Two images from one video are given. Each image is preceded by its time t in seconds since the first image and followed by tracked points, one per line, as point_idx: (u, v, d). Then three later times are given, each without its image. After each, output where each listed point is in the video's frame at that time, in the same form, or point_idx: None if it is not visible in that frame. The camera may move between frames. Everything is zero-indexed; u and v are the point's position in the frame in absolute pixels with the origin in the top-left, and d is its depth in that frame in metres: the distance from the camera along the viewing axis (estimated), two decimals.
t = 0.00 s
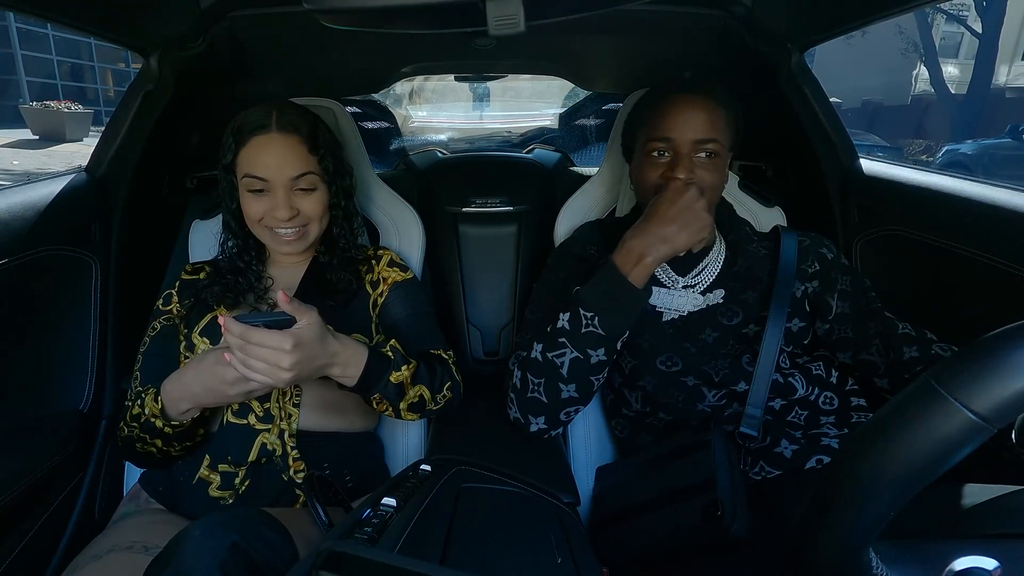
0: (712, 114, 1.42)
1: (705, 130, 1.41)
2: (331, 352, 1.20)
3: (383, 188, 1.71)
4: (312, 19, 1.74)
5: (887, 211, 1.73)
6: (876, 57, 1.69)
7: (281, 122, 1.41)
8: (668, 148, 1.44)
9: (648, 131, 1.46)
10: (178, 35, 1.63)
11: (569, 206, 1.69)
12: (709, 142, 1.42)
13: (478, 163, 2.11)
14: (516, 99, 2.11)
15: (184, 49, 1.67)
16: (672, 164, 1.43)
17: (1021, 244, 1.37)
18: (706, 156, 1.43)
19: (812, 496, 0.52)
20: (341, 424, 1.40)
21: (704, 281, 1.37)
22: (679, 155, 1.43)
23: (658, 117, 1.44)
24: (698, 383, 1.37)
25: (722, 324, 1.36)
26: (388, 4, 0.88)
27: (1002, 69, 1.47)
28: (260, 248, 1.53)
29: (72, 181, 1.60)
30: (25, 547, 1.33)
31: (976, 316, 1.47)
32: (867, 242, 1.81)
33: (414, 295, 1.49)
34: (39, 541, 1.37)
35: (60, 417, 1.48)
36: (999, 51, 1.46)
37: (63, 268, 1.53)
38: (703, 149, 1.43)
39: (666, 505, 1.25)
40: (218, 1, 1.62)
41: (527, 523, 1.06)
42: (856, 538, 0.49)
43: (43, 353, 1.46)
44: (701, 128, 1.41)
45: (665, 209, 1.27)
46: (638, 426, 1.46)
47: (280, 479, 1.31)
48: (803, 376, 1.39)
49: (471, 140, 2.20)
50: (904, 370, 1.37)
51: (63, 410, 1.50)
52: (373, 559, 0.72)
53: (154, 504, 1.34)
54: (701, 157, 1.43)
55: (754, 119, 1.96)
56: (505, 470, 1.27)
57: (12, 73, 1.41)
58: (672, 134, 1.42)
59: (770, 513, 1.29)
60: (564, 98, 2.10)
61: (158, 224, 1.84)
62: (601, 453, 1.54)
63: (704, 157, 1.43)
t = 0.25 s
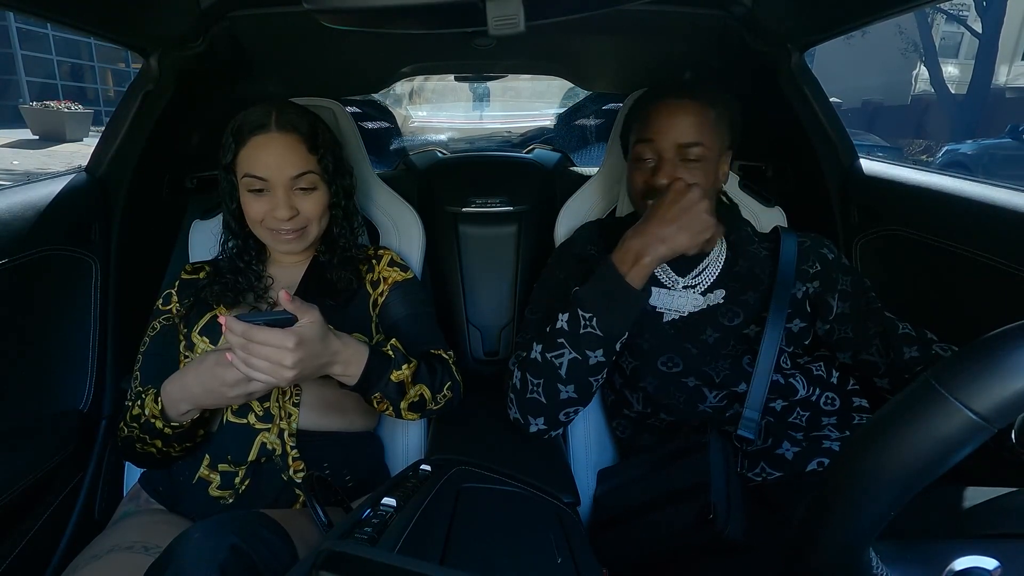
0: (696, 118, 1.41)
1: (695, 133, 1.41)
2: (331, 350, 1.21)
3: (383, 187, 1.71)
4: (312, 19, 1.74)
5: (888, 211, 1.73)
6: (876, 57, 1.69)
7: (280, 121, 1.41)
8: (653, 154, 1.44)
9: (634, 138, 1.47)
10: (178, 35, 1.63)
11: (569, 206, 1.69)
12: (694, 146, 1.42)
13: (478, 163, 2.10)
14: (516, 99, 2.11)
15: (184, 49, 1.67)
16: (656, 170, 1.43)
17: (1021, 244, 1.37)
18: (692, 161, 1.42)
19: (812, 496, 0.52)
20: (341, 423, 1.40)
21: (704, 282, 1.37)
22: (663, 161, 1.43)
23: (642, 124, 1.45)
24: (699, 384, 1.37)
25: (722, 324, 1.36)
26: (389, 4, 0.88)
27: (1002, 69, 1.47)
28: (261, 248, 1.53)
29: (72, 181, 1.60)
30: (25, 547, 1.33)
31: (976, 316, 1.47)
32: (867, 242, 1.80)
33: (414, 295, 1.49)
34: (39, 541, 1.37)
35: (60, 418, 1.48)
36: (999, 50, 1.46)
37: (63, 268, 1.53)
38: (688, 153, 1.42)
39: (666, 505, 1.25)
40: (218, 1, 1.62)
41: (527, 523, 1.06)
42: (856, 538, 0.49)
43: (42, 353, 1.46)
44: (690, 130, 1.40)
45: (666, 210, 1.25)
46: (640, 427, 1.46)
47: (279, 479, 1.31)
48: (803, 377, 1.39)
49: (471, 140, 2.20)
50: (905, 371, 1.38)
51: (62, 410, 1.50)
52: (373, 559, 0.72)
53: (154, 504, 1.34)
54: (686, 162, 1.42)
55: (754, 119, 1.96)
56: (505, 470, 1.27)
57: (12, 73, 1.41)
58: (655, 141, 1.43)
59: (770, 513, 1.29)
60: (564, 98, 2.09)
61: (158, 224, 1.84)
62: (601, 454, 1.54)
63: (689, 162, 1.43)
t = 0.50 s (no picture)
0: (637, 133, 1.36)
1: (670, 143, 1.38)
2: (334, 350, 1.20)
3: (383, 188, 1.71)
4: (312, 19, 1.74)
5: (888, 211, 1.73)
6: (876, 57, 1.69)
7: (281, 122, 1.41)
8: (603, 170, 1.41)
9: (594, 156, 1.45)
10: (178, 35, 1.63)
11: (568, 207, 1.69)
12: (634, 161, 1.36)
13: (478, 163, 2.10)
14: (516, 99, 2.11)
15: (185, 49, 1.67)
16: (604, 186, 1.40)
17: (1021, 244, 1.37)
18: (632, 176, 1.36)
19: (811, 495, 0.52)
20: (341, 422, 1.40)
21: (702, 286, 1.36)
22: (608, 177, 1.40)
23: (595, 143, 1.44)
24: (698, 386, 1.37)
25: (722, 325, 1.36)
26: (390, 4, 0.88)
27: (1002, 69, 1.47)
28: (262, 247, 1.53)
29: (72, 181, 1.60)
30: (25, 547, 1.33)
31: (976, 316, 1.47)
32: (867, 242, 1.80)
33: (413, 295, 1.49)
34: (39, 541, 1.37)
35: (60, 417, 1.48)
36: (999, 50, 1.46)
37: (63, 268, 1.53)
38: (629, 169, 1.37)
39: (666, 505, 1.25)
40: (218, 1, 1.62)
41: (526, 523, 1.06)
42: (856, 537, 0.49)
43: (43, 353, 1.46)
44: (663, 139, 1.38)
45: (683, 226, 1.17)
46: (638, 428, 1.48)
47: (279, 477, 1.31)
48: (803, 380, 1.39)
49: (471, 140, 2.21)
50: (906, 372, 1.38)
51: (62, 410, 1.50)
52: (373, 558, 0.72)
53: (154, 504, 1.34)
54: (627, 177, 1.37)
55: (753, 118, 1.96)
56: (505, 470, 1.27)
57: (12, 73, 1.41)
58: (600, 158, 1.41)
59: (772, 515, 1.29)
60: (564, 98, 2.09)
61: (158, 224, 1.84)
62: (601, 454, 1.54)
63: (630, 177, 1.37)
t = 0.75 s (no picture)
0: (637, 132, 1.36)
1: (672, 142, 1.38)
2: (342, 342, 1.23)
3: (383, 188, 1.71)
4: (312, 19, 1.75)
5: (888, 211, 1.73)
6: (876, 57, 1.69)
7: (281, 120, 1.41)
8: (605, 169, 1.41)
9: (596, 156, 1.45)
10: (178, 36, 1.63)
11: (568, 208, 1.69)
12: (636, 159, 1.36)
13: (478, 163, 2.10)
14: (516, 99, 2.11)
15: (185, 49, 1.67)
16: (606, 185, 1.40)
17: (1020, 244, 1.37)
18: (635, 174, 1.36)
19: (811, 495, 0.52)
20: (342, 422, 1.40)
21: (702, 286, 1.35)
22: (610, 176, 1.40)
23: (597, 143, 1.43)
24: (698, 386, 1.37)
25: (722, 325, 1.36)
26: (390, 4, 0.88)
27: (1002, 69, 1.47)
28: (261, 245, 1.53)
29: (72, 181, 1.60)
30: (24, 547, 1.33)
31: (975, 316, 1.47)
32: (867, 242, 1.81)
33: (413, 294, 1.49)
34: (39, 541, 1.37)
35: (60, 418, 1.48)
36: (999, 50, 1.46)
37: (63, 268, 1.53)
38: (631, 168, 1.37)
39: (666, 505, 1.25)
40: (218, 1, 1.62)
41: (527, 523, 1.06)
42: (856, 537, 0.49)
43: (43, 353, 1.46)
44: (666, 139, 1.37)
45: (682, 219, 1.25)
46: (638, 429, 1.48)
47: (279, 477, 1.31)
48: (803, 379, 1.39)
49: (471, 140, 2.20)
50: (906, 372, 1.38)
51: (62, 410, 1.50)
52: (373, 558, 0.72)
53: (154, 504, 1.34)
54: (630, 175, 1.37)
55: (753, 118, 1.96)
56: (505, 470, 1.27)
57: (12, 73, 1.41)
58: (602, 157, 1.41)
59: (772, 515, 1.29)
60: (564, 98, 2.10)
61: (158, 224, 1.84)
62: (601, 454, 1.53)
63: (633, 175, 1.37)
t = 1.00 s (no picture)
0: (638, 132, 1.36)
1: (674, 142, 1.38)
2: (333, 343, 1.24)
3: (383, 188, 1.71)
4: (312, 19, 1.75)
5: (888, 211, 1.73)
6: (876, 57, 1.70)
7: (281, 122, 1.41)
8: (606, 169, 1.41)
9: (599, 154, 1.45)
10: (179, 36, 1.63)
11: (568, 208, 1.69)
12: (636, 159, 1.36)
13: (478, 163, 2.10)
14: (516, 100, 2.11)
15: (185, 49, 1.67)
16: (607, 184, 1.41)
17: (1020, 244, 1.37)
18: (635, 174, 1.37)
19: (811, 494, 0.52)
20: (342, 422, 1.40)
21: (703, 286, 1.36)
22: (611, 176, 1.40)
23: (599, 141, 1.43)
24: (699, 387, 1.37)
25: (722, 325, 1.36)
26: (390, 4, 0.88)
27: (1002, 68, 1.47)
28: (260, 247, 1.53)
29: (72, 181, 1.60)
30: (24, 547, 1.33)
31: (975, 316, 1.47)
32: (867, 242, 1.81)
33: (413, 294, 1.49)
34: (38, 541, 1.37)
35: (60, 418, 1.48)
36: (999, 50, 1.46)
37: (63, 268, 1.53)
38: (631, 168, 1.37)
39: (666, 505, 1.25)
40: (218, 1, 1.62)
41: (527, 523, 1.06)
42: (857, 537, 0.49)
43: (43, 353, 1.46)
44: (668, 139, 1.37)
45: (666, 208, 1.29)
46: (640, 430, 1.48)
47: (279, 477, 1.31)
48: (804, 381, 1.39)
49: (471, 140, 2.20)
50: (906, 373, 1.38)
51: (62, 410, 1.50)
52: (373, 558, 0.72)
53: (154, 504, 1.34)
54: (630, 175, 1.37)
55: (753, 118, 1.96)
56: (505, 470, 1.27)
57: (12, 73, 1.41)
58: (603, 157, 1.41)
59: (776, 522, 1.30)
60: (564, 98, 2.10)
61: (158, 224, 1.84)
62: (601, 454, 1.53)
63: (633, 175, 1.37)
